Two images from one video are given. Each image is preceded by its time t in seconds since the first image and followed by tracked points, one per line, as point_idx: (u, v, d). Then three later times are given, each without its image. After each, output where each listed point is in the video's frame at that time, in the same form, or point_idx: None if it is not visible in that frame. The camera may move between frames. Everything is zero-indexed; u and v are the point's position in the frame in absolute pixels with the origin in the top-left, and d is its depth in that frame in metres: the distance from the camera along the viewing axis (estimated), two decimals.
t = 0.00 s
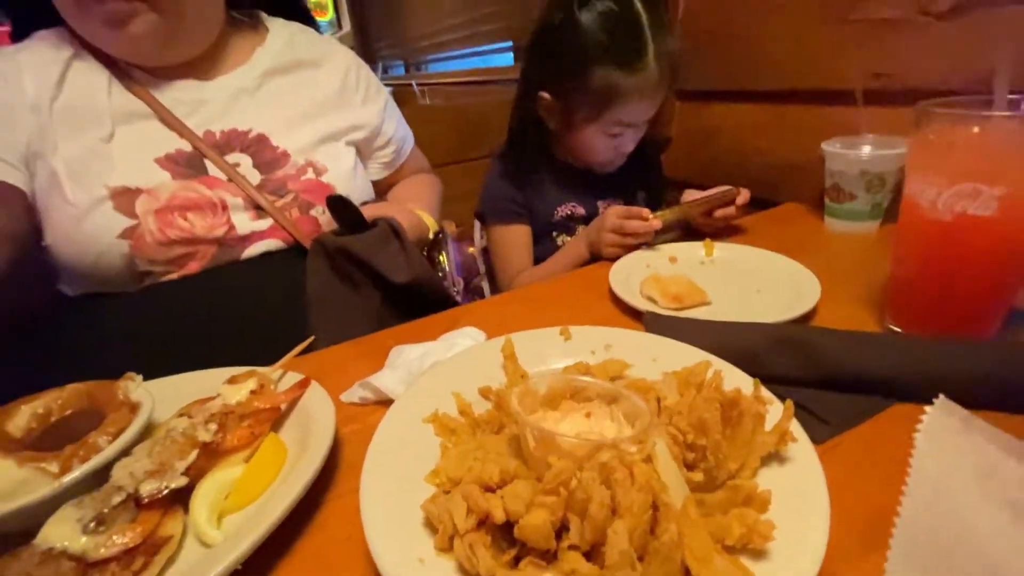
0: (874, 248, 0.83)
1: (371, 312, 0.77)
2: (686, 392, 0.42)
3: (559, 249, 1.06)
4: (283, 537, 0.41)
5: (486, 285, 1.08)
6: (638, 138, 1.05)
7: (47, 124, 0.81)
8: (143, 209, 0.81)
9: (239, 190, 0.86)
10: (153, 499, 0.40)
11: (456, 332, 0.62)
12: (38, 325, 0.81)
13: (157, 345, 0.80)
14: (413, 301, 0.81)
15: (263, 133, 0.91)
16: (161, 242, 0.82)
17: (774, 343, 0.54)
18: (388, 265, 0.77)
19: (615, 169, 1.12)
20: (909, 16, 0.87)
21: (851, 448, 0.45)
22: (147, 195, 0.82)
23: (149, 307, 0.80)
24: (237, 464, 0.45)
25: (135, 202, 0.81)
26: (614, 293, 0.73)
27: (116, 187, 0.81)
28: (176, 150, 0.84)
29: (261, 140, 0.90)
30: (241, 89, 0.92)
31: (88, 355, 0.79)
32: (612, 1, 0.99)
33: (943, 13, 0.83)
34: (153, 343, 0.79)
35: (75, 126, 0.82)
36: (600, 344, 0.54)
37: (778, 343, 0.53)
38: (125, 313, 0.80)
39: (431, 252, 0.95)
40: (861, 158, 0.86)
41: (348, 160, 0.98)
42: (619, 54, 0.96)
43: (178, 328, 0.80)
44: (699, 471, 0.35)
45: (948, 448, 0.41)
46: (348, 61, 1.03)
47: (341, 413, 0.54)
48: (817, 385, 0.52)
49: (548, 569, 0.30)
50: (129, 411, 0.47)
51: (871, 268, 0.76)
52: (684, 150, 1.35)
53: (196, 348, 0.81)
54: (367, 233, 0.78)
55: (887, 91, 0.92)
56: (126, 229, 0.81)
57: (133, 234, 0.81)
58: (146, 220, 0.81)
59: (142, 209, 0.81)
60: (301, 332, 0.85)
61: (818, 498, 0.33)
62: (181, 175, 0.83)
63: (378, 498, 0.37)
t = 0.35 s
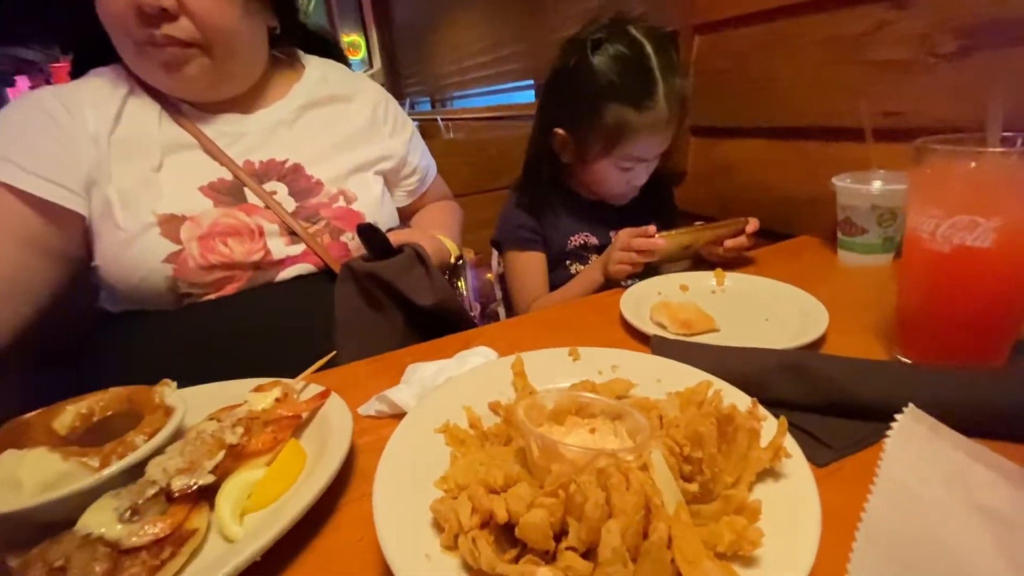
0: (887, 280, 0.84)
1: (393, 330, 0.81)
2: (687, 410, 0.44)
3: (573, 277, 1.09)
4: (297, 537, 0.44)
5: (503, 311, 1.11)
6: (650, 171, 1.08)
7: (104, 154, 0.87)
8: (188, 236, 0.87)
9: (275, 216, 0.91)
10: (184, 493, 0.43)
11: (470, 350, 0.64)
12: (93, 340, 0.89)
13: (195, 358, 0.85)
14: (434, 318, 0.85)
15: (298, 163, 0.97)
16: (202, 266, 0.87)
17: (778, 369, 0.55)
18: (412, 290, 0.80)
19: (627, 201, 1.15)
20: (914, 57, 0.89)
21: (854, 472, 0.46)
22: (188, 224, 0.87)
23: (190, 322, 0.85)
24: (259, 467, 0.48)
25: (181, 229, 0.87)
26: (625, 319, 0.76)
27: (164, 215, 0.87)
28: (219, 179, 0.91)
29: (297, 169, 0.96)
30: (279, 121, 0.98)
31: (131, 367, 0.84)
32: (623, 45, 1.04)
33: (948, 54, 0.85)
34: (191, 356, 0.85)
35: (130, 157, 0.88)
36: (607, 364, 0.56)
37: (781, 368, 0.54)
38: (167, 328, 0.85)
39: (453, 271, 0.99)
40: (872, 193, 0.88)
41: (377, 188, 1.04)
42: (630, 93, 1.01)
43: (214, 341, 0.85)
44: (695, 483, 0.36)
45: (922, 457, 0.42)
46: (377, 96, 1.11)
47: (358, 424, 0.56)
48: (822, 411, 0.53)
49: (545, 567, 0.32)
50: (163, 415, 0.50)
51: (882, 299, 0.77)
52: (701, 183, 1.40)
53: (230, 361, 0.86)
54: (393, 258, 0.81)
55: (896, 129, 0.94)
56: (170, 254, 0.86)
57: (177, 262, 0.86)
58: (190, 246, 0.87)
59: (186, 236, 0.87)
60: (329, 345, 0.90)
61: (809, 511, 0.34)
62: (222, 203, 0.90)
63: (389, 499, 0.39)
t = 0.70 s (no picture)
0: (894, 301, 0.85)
1: (413, 340, 0.86)
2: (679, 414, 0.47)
3: (586, 292, 1.13)
4: (317, 520, 0.48)
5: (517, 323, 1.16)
6: (660, 193, 1.12)
7: (154, 174, 0.95)
8: (226, 250, 0.93)
9: (306, 231, 0.98)
10: (219, 473, 0.48)
11: (481, 357, 0.69)
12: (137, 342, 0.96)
13: (228, 362, 0.91)
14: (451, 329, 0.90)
15: (328, 181, 1.04)
16: (238, 278, 0.94)
17: (773, 381, 0.57)
18: (431, 303, 0.85)
19: (637, 220, 1.19)
20: (921, 85, 0.92)
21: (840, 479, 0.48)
22: (227, 239, 0.94)
23: (225, 328, 0.92)
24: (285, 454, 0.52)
25: (220, 243, 0.94)
26: (632, 332, 0.79)
27: (206, 230, 0.94)
28: (255, 197, 0.98)
29: (327, 188, 1.03)
30: (311, 142, 1.06)
31: (170, 369, 0.91)
32: (633, 73, 1.09)
33: (954, 83, 0.87)
34: (225, 359, 0.91)
35: (176, 177, 0.96)
36: (609, 373, 0.59)
37: (776, 380, 0.57)
38: (204, 331, 0.92)
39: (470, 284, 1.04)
40: (878, 216, 0.90)
41: (399, 206, 1.10)
42: (640, 119, 1.06)
43: (247, 344, 0.91)
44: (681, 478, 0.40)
45: (867, 462, 0.41)
46: (401, 119, 1.18)
47: (376, 422, 0.61)
48: (815, 423, 0.55)
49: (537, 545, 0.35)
50: (201, 406, 0.56)
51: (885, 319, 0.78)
52: (716, 204, 1.43)
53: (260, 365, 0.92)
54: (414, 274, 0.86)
55: (903, 155, 0.96)
56: (210, 267, 0.93)
57: (216, 274, 0.93)
58: (228, 259, 0.93)
59: (225, 249, 0.93)
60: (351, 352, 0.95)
61: (784, 507, 0.37)
62: (257, 219, 0.96)
63: (402, 486, 0.43)
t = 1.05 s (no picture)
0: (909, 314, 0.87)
1: (436, 341, 0.92)
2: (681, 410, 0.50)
3: (604, 301, 1.16)
4: (347, 495, 0.52)
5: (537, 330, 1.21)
6: (675, 207, 1.16)
7: (202, 185, 1.03)
8: (265, 254, 1.01)
9: (338, 238, 1.05)
10: (263, 448, 0.53)
11: (499, 357, 0.73)
12: (184, 338, 1.04)
13: (265, 357, 0.98)
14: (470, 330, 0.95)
15: (359, 192, 1.11)
16: (276, 279, 1.01)
17: (778, 386, 0.60)
18: (452, 305, 0.90)
19: (653, 233, 1.23)
20: (937, 105, 0.93)
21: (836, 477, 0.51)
22: (266, 244, 1.01)
23: (263, 326, 0.99)
24: (320, 436, 0.57)
25: (260, 247, 1.01)
26: (645, 339, 0.83)
27: (247, 235, 1.01)
28: (291, 206, 1.05)
29: (358, 198, 1.10)
30: (345, 156, 1.13)
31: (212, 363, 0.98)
32: (648, 94, 1.14)
33: (969, 103, 0.88)
34: (262, 354, 0.97)
35: (222, 187, 1.03)
36: (619, 373, 0.63)
37: (779, 385, 0.60)
38: (244, 329, 0.99)
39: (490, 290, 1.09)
40: (894, 232, 0.92)
41: (424, 215, 1.17)
42: (654, 136, 1.10)
43: (282, 341, 0.98)
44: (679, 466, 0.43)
45: (824, 440, 0.39)
46: (429, 133, 1.25)
47: (401, 413, 0.66)
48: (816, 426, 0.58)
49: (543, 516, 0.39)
50: (246, 392, 0.61)
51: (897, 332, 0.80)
52: (736, 218, 1.46)
53: (293, 361, 0.98)
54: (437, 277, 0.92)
55: (920, 172, 0.97)
56: (250, 270, 1.00)
57: (256, 276, 1.00)
58: (267, 262, 1.01)
59: (264, 254, 1.01)
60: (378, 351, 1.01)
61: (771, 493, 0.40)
62: (294, 226, 1.04)
63: (424, 465, 0.48)
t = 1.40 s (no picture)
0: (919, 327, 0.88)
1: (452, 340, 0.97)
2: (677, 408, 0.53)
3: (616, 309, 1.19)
4: (365, 479, 0.56)
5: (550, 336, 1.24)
6: (687, 218, 1.19)
7: (240, 193, 1.10)
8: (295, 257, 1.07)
9: (363, 243, 1.11)
10: (291, 432, 0.58)
11: (511, 358, 0.77)
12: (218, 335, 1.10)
13: (292, 354, 1.03)
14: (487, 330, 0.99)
15: (384, 201, 1.17)
16: (306, 281, 1.07)
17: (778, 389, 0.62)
18: (470, 307, 0.95)
19: (666, 244, 1.26)
20: (951, 119, 0.94)
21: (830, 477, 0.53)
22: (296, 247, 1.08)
23: (291, 325, 1.05)
24: (342, 425, 0.62)
25: (291, 251, 1.08)
26: (653, 345, 0.86)
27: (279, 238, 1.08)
28: (320, 214, 1.12)
29: (382, 207, 1.16)
30: (371, 166, 1.19)
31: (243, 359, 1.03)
32: (659, 109, 1.18)
33: (983, 118, 0.89)
34: (289, 351, 1.03)
35: (258, 194, 1.11)
36: (624, 374, 0.66)
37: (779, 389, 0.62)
38: (273, 327, 1.05)
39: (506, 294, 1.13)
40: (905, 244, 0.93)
41: (444, 223, 1.23)
42: (664, 150, 1.13)
43: (308, 339, 1.03)
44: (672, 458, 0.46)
45: (797, 431, 0.39)
46: (450, 146, 1.31)
47: (418, 407, 0.70)
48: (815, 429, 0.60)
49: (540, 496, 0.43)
50: (277, 383, 0.67)
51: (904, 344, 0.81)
52: (752, 230, 1.47)
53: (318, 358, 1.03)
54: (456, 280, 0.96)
55: (934, 185, 0.98)
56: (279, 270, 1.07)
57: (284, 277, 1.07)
58: (297, 265, 1.07)
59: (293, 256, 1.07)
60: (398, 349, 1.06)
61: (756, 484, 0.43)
62: (322, 232, 1.10)
63: (437, 451, 0.52)
